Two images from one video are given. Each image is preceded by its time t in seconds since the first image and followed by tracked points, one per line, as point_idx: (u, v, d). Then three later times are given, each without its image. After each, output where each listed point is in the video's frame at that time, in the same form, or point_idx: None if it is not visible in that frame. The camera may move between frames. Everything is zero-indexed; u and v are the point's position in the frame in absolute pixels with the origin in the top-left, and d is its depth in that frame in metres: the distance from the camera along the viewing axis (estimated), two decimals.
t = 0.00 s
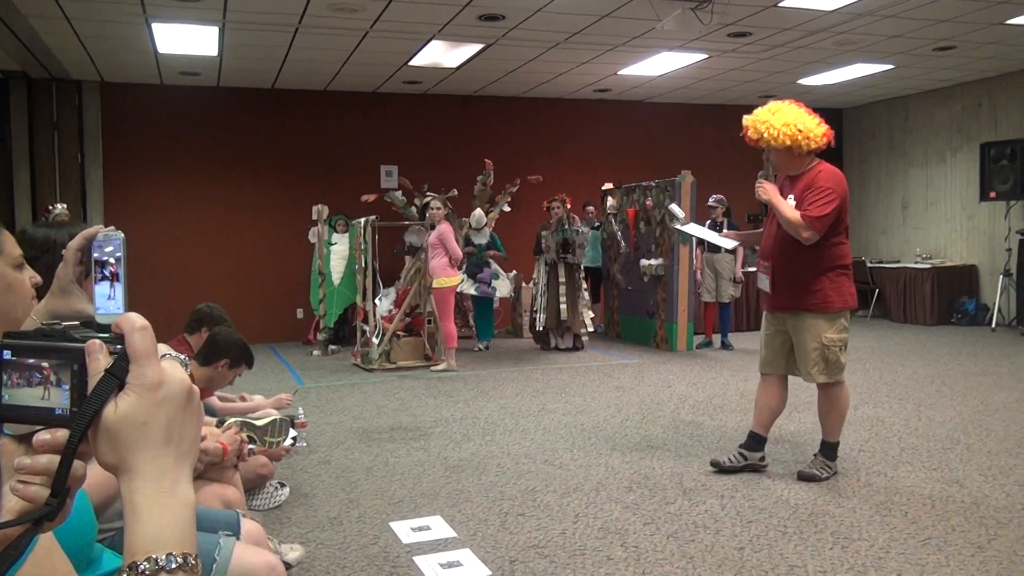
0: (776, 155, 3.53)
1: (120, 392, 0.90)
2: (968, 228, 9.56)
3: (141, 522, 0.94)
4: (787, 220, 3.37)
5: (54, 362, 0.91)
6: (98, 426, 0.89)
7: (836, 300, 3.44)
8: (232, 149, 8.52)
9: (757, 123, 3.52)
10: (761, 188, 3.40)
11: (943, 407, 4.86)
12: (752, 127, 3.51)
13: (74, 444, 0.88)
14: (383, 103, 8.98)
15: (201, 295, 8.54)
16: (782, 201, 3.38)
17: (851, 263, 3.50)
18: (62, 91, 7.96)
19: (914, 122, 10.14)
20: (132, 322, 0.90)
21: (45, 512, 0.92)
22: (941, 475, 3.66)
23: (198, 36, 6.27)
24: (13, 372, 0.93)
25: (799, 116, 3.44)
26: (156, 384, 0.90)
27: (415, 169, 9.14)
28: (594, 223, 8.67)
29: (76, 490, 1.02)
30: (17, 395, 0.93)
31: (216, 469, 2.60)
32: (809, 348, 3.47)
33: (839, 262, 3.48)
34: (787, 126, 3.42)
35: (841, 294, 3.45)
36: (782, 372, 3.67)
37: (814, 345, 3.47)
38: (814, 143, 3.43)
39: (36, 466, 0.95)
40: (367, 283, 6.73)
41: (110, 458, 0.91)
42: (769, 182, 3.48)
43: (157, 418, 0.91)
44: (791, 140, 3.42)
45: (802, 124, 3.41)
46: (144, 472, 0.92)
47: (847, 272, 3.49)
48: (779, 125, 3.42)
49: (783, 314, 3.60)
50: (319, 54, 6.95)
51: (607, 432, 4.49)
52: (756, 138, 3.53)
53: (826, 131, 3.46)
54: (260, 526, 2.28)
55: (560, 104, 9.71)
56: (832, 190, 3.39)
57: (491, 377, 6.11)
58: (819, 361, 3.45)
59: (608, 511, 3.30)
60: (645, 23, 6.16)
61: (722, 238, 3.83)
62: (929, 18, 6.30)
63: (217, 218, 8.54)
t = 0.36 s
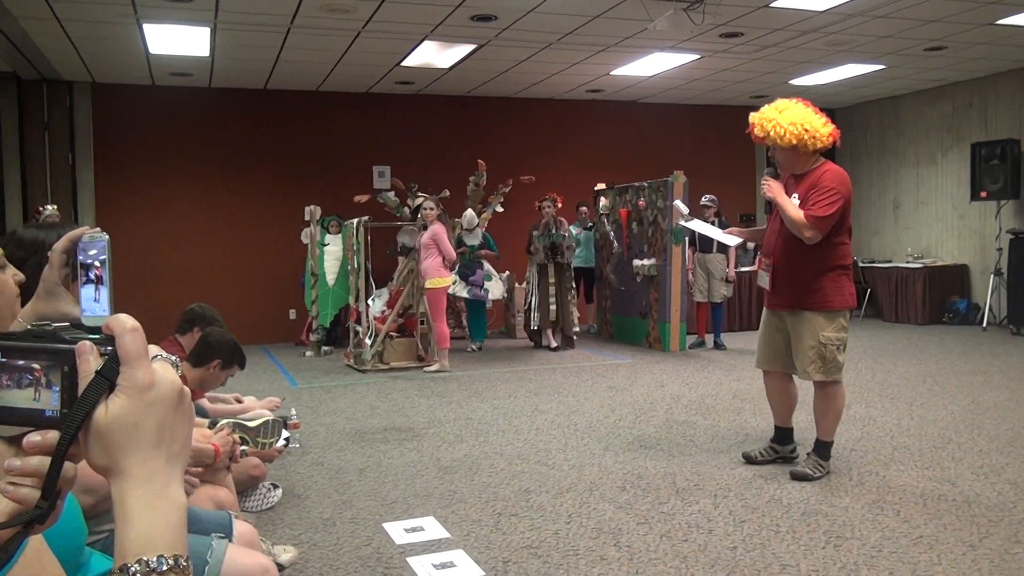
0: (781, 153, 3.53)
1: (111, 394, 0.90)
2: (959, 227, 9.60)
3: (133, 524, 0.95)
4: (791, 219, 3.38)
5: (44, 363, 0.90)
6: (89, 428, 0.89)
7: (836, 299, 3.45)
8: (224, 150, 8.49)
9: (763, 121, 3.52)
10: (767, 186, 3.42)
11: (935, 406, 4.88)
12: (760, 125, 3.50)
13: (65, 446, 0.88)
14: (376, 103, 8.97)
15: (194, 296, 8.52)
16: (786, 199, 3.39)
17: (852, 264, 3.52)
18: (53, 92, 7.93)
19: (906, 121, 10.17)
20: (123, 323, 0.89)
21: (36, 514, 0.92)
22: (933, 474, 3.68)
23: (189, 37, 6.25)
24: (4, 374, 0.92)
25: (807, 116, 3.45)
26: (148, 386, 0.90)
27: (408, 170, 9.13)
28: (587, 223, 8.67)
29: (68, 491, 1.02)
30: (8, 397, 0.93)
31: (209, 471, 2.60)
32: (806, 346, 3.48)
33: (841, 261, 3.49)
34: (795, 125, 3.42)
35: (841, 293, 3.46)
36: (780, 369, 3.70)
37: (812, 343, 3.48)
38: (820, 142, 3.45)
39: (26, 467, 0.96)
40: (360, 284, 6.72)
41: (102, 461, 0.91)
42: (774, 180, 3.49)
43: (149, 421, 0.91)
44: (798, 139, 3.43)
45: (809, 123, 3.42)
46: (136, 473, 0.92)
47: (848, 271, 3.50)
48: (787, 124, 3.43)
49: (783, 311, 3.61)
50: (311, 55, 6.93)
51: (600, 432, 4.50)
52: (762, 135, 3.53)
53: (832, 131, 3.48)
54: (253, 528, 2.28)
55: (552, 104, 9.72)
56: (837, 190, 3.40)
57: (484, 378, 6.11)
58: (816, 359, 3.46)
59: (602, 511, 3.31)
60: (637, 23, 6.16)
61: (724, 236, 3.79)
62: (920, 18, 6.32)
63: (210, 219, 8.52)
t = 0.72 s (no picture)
0: (763, 153, 3.55)
1: (100, 394, 0.92)
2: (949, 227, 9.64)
3: (123, 525, 0.97)
4: (768, 214, 3.40)
5: (33, 364, 0.90)
6: (79, 429, 0.91)
7: (815, 296, 3.46)
8: (216, 150, 8.47)
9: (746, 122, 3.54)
10: (746, 183, 3.44)
11: (926, 405, 4.90)
12: (742, 126, 3.53)
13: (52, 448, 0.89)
14: (368, 103, 8.96)
15: (184, 296, 8.48)
16: (764, 195, 3.41)
17: (833, 262, 3.51)
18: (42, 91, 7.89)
19: (897, 122, 10.21)
20: (112, 324, 0.92)
21: (24, 516, 0.93)
22: (924, 473, 3.69)
23: (180, 37, 6.23)
24: None
25: (786, 115, 3.47)
26: (136, 387, 0.92)
27: (400, 170, 9.12)
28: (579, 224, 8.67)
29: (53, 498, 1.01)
30: None
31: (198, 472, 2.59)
32: (786, 343, 3.50)
33: (821, 258, 3.49)
34: (775, 124, 3.45)
35: (821, 290, 3.47)
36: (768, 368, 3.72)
37: (791, 340, 3.50)
38: (800, 142, 3.46)
39: (15, 468, 0.93)
40: (351, 284, 6.71)
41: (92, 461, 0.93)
42: (754, 177, 3.51)
43: (139, 422, 0.93)
44: (777, 138, 3.44)
45: (789, 123, 3.44)
46: (125, 474, 0.94)
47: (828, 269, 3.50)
48: (767, 123, 3.46)
49: (767, 309, 3.63)
50: (303, 54, 6.92)
51: (592, 432, 4.50)
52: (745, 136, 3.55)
53: (813, 132, 3.49)
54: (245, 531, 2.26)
55: (545, 104, 9.72)
56: (816, 186, 3.40)
57: (476, 378, 6.11)
58: (795, 356, 3.48)
59: (594, 511, 3.31)
60: (629, 23, 6.17)
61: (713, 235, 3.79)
62: (911, 19, 6.34)
63: (201, 219, 8.50)
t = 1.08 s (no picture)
0: (742, 155, 3.57)
1: (91, 396, 0.93)
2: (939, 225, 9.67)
3: (117, 529, 0.99)
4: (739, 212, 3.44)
5: (20, 366, 0.93)
6: (70, 433, 0.92)
7: (786, 293, 3.47)
8: (207, 151, 8.45)
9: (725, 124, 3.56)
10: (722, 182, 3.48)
11: (917, 403, 4.92)
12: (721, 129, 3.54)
13: (43, 450, 0.90)
14: (359, 104, 8.95)
15: (175, 298, 8.45)
16: (737, 194, 3.44)
17: (807, 260, 3.53)
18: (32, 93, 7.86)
19: (887, 121, 10.25)
20: (103, 326, 0.92)
21: (13, 520, 0.91)
22: (915, 471, 3.70)
23: (170, 37, 6.21)
24: None
25: (762, 117, 3.48)
26: (127, 389, 0.93)
27: (392, 170, 9.11)
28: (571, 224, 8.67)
29: (45, 501, 1.01)
30: None
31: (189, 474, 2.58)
32: (759, 339, 3.51)
33: (794, 257, 3.51)
34: (748, 126, 3.46)
35: (793, 287, 3.48)
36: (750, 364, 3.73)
37: (764, 337, 3.51)
38: (775, 143, 3.47)
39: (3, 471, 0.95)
40: (343, 284, 6.69)
41: (83, 465, 0.94)
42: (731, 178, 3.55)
43: (131, 424, 0.94)
44: (752, 140, 3.46)
45: (760, 125, 3.45)
46: (116, 477, 0.96)
47: (801, 267, 3.52)
48: (742, 125, 3.47)
49: (743, 307, 3.66)
50: (293, 55, 6.90)
51: (584, 432, 4.51)
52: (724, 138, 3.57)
53: (789, 133, 3.49)
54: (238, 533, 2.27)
55: (536, 104, 9.72)
56: (788, 186, 3.43)
57: (469, 378, 6.11)
58: (768, 352, 3.49)
59: (587, 511, 3.31)
60: (621, 23, 6.18)
61: (697, 233, 3.76)
62: (900, 19, 6.37)
63: (192, 221, 8.48)
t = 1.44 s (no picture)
0: (726, 156, 3.58)
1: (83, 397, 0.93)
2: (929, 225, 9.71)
3: (108, 530, 0.99)
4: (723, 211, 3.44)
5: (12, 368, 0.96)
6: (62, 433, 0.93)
7: (767, 291, 3.49)
8: (198, 151, 8.43)
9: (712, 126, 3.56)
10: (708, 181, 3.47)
11: (908, 402, 4.93)
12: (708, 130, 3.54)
13: (35, 452, 0.91)
14: (351, 104, 8.94)
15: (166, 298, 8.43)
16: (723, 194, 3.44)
17: (789, 260, 3.55)
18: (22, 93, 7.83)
19: (879, 121, 10.28)
20: (94, 327, 0.94)
21: (6, 519, 0.93)
22: (906, 469, 3.72)
23: (161, 37, 6.19)
24: None
25: (747, 120, 3.49)
26: (120, 390, 0.94)
27: (384, 170, 9.10)
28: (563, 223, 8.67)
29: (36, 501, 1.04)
30: None
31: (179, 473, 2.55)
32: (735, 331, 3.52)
33: (775, 256, 3.53)
34: (734, 128, 3.47)
35: (773, 286, 3.50)
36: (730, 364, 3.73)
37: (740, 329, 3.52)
38: (760, 145, 3.48)
39: None
40: (335, 284, 6.67)
41: (74, 466, 0.94)
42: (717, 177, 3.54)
43: (123, 426, 0.94)
44: (737, 143, 3.47)
45: (745, 127, 3.47)
46: (108, 478, 0.96)
47: (782, 267, 3.54)
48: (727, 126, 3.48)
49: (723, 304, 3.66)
50: (285, 55, 6.89)
51: (577, 431, 4.51)
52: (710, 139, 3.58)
53: (773, 135, 3.51)
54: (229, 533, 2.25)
55: (529, 104, 9.73)
56: (773, 187, 3.44)
57: (462, 378, 6.11)
58: (741, 343, 3.49)
59: (579, 510, 3.32)
60: (612, 23, 6.18)
61: (683, 233, 3.75)
62: (890, 19, 6.40)
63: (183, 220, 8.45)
